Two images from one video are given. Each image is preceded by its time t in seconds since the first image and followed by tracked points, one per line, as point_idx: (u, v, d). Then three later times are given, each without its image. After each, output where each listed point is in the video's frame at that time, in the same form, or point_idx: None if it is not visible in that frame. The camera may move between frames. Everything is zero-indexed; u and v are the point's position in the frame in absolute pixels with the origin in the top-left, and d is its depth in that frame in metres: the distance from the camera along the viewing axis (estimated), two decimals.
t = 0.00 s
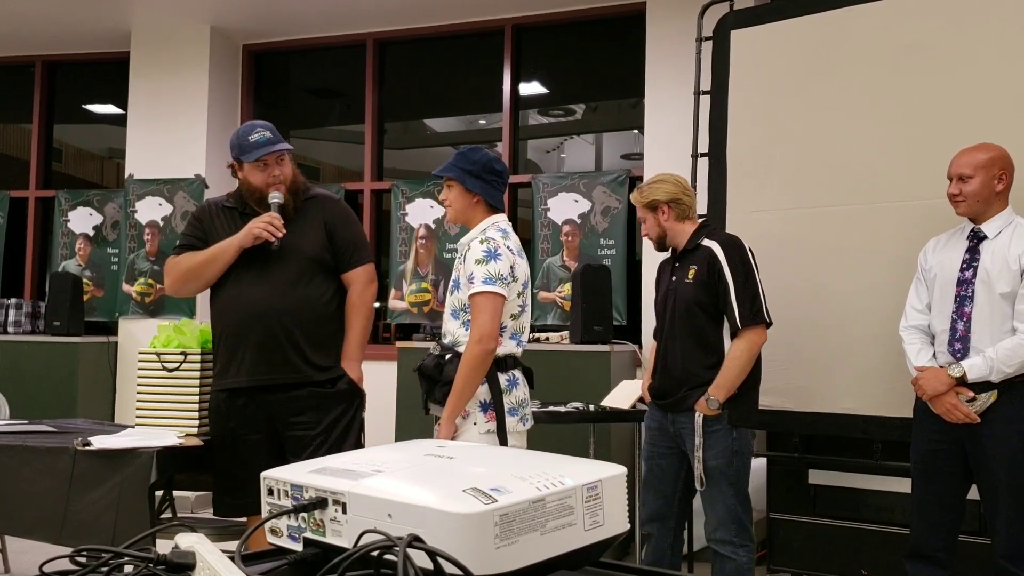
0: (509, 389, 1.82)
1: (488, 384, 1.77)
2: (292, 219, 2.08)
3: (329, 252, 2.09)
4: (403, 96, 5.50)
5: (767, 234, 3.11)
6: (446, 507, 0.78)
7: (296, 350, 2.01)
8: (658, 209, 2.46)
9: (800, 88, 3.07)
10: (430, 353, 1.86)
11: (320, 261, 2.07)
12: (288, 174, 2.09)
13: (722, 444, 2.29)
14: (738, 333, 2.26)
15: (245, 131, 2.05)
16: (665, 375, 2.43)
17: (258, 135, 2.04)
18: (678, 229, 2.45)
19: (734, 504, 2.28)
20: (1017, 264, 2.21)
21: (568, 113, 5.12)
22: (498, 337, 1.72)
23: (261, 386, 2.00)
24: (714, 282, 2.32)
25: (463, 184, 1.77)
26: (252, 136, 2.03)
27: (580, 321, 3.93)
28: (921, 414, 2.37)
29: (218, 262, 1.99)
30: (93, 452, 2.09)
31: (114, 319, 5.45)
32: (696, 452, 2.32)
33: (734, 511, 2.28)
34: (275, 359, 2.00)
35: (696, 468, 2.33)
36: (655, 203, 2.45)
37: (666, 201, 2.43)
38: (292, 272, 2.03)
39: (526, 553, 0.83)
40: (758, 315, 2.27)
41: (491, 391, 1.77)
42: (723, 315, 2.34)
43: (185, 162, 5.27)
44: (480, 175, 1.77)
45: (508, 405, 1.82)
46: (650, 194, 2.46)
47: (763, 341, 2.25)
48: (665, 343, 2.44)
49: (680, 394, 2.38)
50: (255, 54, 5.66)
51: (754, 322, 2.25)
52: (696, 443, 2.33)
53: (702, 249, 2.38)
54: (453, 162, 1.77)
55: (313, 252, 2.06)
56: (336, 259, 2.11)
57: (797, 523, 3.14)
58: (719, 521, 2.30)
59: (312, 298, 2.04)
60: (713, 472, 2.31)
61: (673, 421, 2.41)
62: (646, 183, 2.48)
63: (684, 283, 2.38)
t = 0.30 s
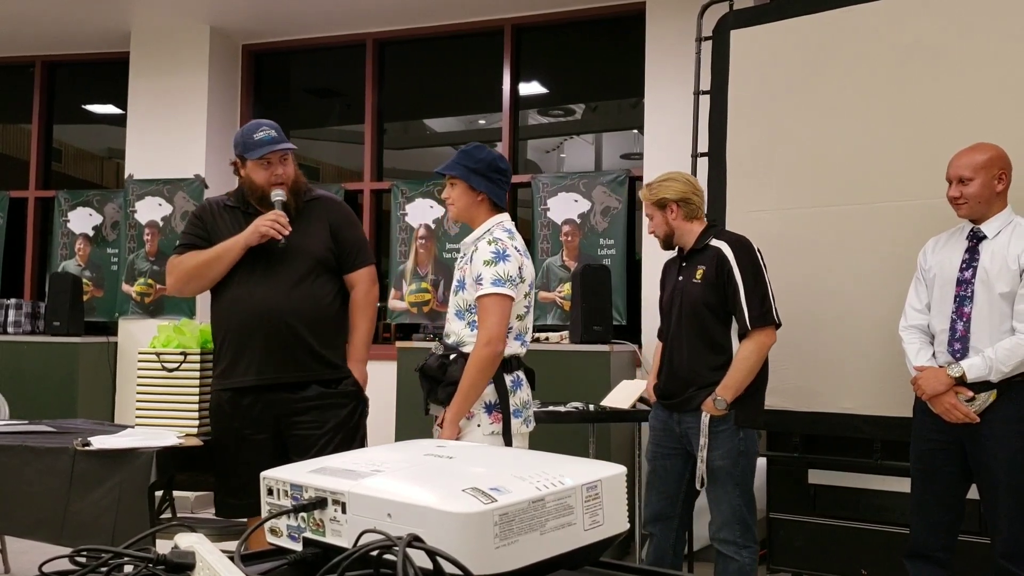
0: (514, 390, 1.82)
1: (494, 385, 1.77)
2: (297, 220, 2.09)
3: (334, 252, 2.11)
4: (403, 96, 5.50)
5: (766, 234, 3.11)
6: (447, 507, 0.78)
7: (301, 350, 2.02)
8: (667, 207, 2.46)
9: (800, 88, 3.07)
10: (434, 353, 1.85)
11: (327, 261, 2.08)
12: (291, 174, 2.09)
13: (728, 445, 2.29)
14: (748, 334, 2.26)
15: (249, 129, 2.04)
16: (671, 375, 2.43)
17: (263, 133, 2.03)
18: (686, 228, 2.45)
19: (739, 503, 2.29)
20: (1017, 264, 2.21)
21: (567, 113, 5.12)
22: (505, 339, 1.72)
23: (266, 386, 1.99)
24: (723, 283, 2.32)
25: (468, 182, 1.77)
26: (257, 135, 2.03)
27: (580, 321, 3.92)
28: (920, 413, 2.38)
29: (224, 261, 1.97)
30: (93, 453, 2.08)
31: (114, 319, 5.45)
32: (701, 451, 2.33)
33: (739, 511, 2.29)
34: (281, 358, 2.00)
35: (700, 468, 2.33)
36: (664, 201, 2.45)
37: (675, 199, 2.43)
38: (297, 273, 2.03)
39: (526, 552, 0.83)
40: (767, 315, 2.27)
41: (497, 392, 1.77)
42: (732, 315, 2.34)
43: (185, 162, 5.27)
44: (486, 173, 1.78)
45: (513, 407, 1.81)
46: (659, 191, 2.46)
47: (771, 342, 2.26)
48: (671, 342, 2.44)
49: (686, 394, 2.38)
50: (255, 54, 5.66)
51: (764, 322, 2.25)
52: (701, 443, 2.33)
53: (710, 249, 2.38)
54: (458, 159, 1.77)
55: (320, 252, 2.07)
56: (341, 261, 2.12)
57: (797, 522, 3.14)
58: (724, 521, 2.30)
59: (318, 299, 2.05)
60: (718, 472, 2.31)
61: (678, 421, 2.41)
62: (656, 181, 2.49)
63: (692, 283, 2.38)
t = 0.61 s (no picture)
0: (520, 393, 1.82)
1: (500, 388, 1.76)
2: (298, 219, 2.09)
3: (336, 253, 2.11)
4: (402, 96, 5.50)
5: (766, 234, 3.11)
6: (447, 507, 0.78)
7: (303, 351, 2.01)
8: (675, 203, 2.45)
9: (800, 89, 3.07)
10: (439, 355, 1.85)
11: (328, 262, 2.09)
12: (292, 174, 2.10)
13: (727, 445, 2.29)
14: (749, 336, 2.27)
15: (252, 129, 2.05)
16: (667, 373, 2.43)
17: (265, 133, 2.04)
18: (689, 226, 2.46)
19: (737, 504, 2.29)
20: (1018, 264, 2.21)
21: (567, 114, 5.12)
22: (513, 343, 1.72)
23: (269, 386, 1.99)
24: (724, 284, 2.32)
25: (471, 184, 1.76)
26: (259, 133, 2.03)
27: (579, 321, 3.92)
28: (921, 413, 2.38)
29: (227, 262, 1.97)
30: (92, 453, 2.08)
31: (114, 320, 5.45)
32: (702, 452, 2.32)
33: (738, 512, 2.29)
34: (284, 359, 2.00)
35: (704, 469, 2.33)
36: (673, 196, 2.44)
37: (685, 197, 2.43)
38: (299, 274, 2.04)
39: (526, 553, 0.83)
40: (768, 318, 2.28)
41: (504, 395, 1.77)
42: (732, 316, 2.34)
43: (185, 162, 5.27)
44: (489, 174, 1.78)
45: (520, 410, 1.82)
46: (670, 185, 2.45)
47: (772, 344, 2.27)
48: (669, 340, 2.43)
49: (684, 394, 2.37)
50: (255, 55, 5.66)
51: (766, 324, 2.26)
52: (702, 444, 2.33)
53: (711, 249, 2.38)
54: (461, 161, 1.77)
55: (322, 252, 2.08)
56: (343, 261, 2.13)
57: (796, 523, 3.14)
58: (722, 522, 2.30)
59: (320, 300, 2.05)
60: (718, 473, 2.31)
61: (676, 420, 2.41)
62: (669, 173, 2.48)
63: (692, 282, 2.38)
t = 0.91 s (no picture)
0: (521, 395, 1.82)
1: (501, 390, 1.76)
2: (299, 221, 2.09)
3: (338, 254, 2.12)
4: (402, 96, 5.50)
5: (766, 234, 3.11)
6: (447, 508, 0.78)
7: (305, 350, 2.02)
8: (674, 199, 2.44)
9: (800, 89, 3.07)
10: (439, 356, 1.85)
11: (330, 263, 2.09)
12: (293, 176, 2.10)
13: (716, 443, 2.29)
14: (741, 335, 2.29)
15: (254, 130, 2.05)
16: (655, 370, 2.42)
17: (266, 134, 2.04)
18: (684, 225, 2.46)
19: (727, 504, 2.30)
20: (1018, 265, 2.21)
21: (567, 114, 5.12)
22: (515, 345, 1.71)
23: (271, 386, 2.00)
24: (719, 282, 2.33)
25: (474, 184, 1.76)
26: (261, 134, 2.03)
27: (579, 321, 3.92)
28: (922, 413, 2.38)
29: (226, 263, 1.96)
30: (91, 453, 2.08)
31: (113, 320, 5.46)
32: (690, 451, 2.32)
33: (727, 511, 2.30)
34: (287, 359, 2.00)
35: (689, 467, 2.32)
36: (674, 192, 2.43)
37: (686, 194, 2.43)
38: (300, 276, 2.03)
39: (526, 553, 0.83)
40: (761, 318, 2.30)
41: (505, 397, 1.77)
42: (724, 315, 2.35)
43: (184, 162, 5.27)
44: (490, 173, 1.77)
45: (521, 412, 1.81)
46: (671, 181, 2.46)
47: (764, 343, 2.29)
48: (659, 337, 2.42)
49: (674, 393, 2.36)
50: (254, 55, 5.66)
51: (758, 324, 2.28)
52: (690, 442, 2.32)
53: (705, 247, 2.38)
54: (461, 162, 1.76)
55: (325, 253, 2.08)
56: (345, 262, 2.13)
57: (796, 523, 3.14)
58: (712, 521, 2.31)
59: (320, 299, 2.05)
60: (705, 471, 2.31)
61: (665, 420, 2.39)
62: (672, 169, 2.49)
63: (685, 279, 2.38)
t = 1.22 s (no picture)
0: (520, 396, 1.81)
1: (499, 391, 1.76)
2: (303, 222, 2.10)
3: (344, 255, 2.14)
4: (403, 96, 5.50)
5: (766, 234, 3.11)
6: (448, 508, 0.78)
7: (314, 351, 2.03)
8: (673, 198, 2.44)
9: (800, 89, 3.07)
10: (437, 356, 1.85)
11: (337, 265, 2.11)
12: (296, 176, 2.08)
13: (710, 441, 2.30)
14: (736, 334, 2.33)
15: (259, 130, 2.04)
16: (647, 370, 2.41)
17: (271, 135, 2.03)
18: (678, 225, 2.46)
19: (719, 503, 2.31)
20: (1019, 265, 2.21)
21: (567, 114, 5.11)
22: (512, 348, 1.71)
23: (281, 385, 2.00)
24: (713, 281, 2.34)
25: (462, 186, 1.76)
26: (265, 134, 2.02)
27: (579, 321, 3.92)
28: (926, 414, 2.38)
29: (233, 266, 1.95)
30: (92, 454, 2.08)
31: (114, 320, 5.46)
32: (685, 449, 2.31)
33: (720, 511, 2.31)
34: (296, 359, 2.01)
35: (687, 465, 2.31)
36: (674, 191, 2.43)
37: (685, 195, 2.43)
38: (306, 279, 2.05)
39: (527, 553, 0.83)
40: (755, 318, 2.34)
41: (503, 399, 1.77)
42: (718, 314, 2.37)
43: (185, 162, 5.27)
44: (480, 174, 1.76)
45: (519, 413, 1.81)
46: (673, 180, 2.45)
47: (757, 342, 2.33)
48: (650, 337, 2.41)
49: (667, 392, 2.35)
50: (254, 55, 5.66)
51: (753, 323, 2.32)
52: (685, 440, 2.32)
53: (699, 247, 2.40)
54: (453, 163, 1.76)
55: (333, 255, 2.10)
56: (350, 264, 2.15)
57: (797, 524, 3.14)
58: (705, 522, 2.31)
59: (324, 300, 2.07)
60: (700, 471, 2.31)
61: (658, 419, 2.38)
62: (675, 168, 2.49)
63: (678, 279, 2.38)
